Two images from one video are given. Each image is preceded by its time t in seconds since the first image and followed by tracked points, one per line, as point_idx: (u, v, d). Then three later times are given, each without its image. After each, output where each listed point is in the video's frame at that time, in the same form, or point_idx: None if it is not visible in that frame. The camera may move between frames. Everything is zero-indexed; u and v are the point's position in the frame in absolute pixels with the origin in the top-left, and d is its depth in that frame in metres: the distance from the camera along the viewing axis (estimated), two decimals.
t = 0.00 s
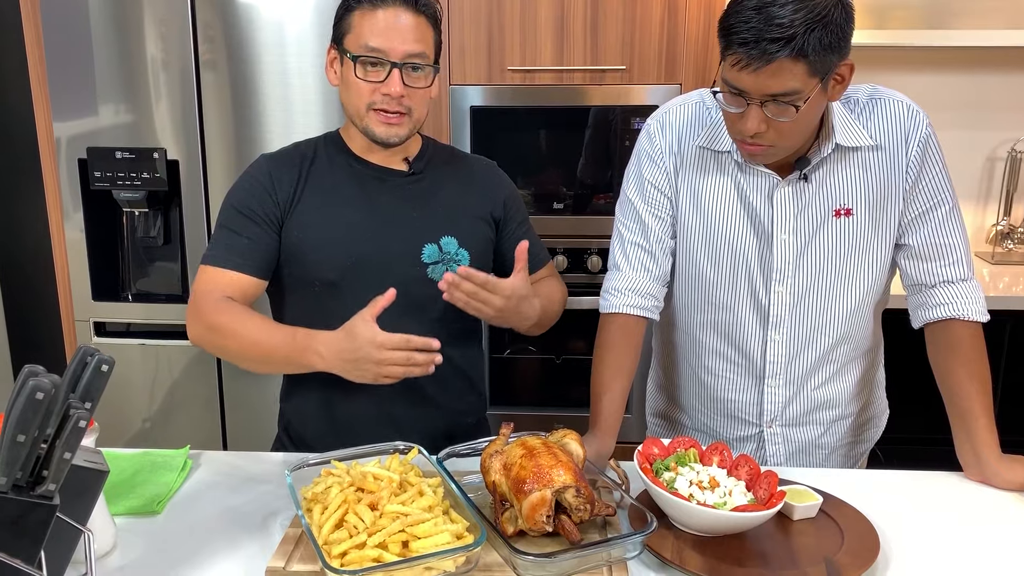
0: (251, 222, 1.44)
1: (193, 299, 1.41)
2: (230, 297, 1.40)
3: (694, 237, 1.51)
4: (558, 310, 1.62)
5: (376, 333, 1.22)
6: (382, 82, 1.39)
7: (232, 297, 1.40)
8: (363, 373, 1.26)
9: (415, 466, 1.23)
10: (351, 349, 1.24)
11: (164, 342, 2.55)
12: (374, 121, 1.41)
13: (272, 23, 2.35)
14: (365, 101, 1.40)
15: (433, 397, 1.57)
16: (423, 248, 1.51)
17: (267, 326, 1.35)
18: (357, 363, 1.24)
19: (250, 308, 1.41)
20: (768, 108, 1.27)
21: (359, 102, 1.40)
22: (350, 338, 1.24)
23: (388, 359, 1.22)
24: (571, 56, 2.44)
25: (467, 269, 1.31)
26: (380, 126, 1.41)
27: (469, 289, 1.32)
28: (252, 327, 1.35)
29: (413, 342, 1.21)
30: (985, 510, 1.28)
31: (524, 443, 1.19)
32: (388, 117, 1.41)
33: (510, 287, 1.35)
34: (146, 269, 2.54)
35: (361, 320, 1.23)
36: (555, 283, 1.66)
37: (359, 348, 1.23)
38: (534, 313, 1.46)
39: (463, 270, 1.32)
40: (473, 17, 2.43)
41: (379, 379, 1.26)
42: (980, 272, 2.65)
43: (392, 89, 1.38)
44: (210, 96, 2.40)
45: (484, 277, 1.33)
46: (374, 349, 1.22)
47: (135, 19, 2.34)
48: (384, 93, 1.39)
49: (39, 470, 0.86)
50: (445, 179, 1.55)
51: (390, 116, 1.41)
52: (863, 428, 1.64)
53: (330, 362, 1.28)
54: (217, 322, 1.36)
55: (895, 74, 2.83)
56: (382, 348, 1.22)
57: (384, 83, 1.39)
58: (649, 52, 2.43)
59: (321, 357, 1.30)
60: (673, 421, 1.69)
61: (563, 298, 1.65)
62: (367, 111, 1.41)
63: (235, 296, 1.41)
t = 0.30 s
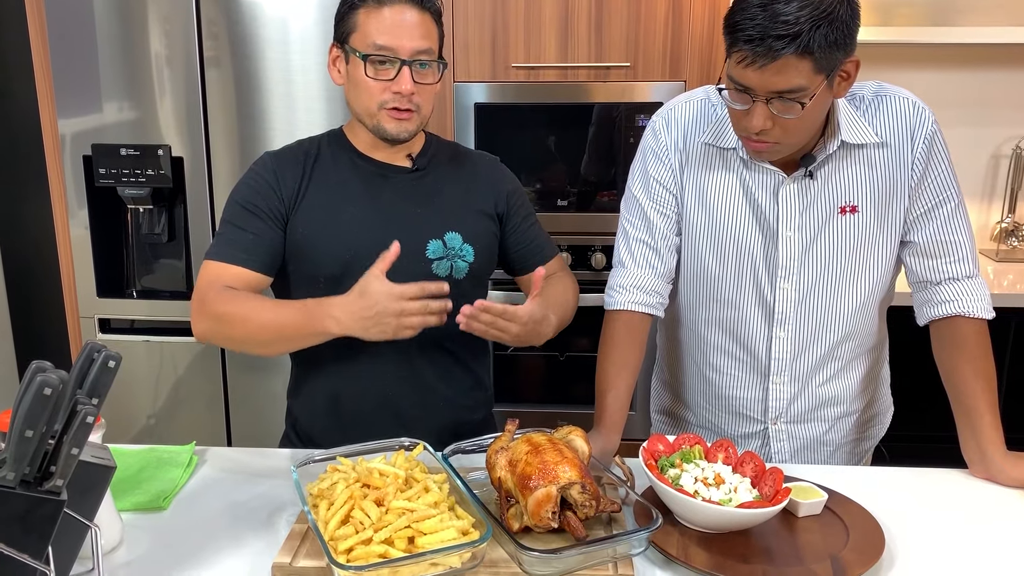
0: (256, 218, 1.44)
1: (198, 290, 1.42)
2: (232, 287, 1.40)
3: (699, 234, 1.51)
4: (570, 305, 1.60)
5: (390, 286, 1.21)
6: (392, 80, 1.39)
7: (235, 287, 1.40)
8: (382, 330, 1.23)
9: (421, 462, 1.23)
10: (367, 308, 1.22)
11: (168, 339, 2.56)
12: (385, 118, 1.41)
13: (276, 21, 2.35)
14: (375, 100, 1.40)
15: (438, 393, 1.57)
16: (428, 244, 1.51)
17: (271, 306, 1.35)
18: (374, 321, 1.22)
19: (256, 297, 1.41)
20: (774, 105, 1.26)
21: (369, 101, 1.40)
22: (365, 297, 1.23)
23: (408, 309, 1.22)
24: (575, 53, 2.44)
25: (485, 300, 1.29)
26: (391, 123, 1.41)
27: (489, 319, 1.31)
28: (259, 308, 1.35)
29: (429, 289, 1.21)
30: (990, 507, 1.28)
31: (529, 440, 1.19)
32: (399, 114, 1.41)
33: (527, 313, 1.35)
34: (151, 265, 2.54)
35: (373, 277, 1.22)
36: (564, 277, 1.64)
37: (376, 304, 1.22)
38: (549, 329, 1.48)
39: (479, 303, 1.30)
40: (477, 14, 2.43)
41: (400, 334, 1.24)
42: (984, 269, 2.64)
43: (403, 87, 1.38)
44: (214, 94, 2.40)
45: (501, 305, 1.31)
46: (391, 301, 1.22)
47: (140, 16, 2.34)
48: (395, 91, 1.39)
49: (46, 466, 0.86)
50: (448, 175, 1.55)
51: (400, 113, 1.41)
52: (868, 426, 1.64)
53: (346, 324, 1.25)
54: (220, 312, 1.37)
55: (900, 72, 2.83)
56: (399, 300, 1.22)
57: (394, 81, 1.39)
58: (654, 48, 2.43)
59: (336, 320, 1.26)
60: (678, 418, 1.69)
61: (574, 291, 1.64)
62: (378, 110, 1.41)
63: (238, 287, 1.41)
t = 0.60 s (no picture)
0: (261, 215, 1.44)
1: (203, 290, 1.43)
2: (237, 288, 1.41)
3: (703, 228, 1.50)
4: (564, 305, 1.62)
5: (378, 302, 1.18)
6: (399, 76, 1.38)
7: (241, 288, 1.42)
8: (372, 344, 1.22)
9: (425, 456, 1.23)
10: (356, 324, 1.21)
11: (172, 334, 2.56)
12: (392, 114, 1.41)
13: (279, 15, 2.35)
14: (382, 96, 1.40)
15: (442, 388, 1.57)
16: (433, 240, 1.51)
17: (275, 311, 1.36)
18: (363, 335, 1.21)
19: (261, 297, 1.42)
20: (779, 98, 1.26)
21: (376, 97, 1.40)
22: (353, 314, 1.21)
23: (395, 327, 1.20)
24: (579, 48, 2.43)
25: (476, 280, 1.27)
26: (399, 118, 1.41)
27: (477, 299, 1.30)
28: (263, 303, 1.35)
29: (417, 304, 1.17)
30: (995, 501, 1.27)
31: (534, 433, 1.19)
32: (407, 110, 1.41)
33: (518, 298, 1.33)
34: (154, 260, 2.55)
35: (362, 293, 1.20)
36: (560, 279, 1.65)
37: (365, 321, 1.19)
38: (541, 320, 1.48)
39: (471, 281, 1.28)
40: (482, 8, 2.42)
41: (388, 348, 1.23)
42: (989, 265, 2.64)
43: (411, 83, 1.38)
44: (218, 89, 2.40)
45: (493, 287, 1.29)
46: (379, 319, 1.19)
47: (144, 11, 2.34)
48: (402, 87, 1.39)
49: (51, 458, 0.86)
50: (453, 169, 1.55)
51: (408, 109, 1.41)
52: (873, 420, 1.63)
53: (339, 337, 1.26)
54: (225, 312, 1.38)
55: (905, 67, 2.82)
56: (386, 317, 1.19)
57: (401, 77, 1.38)
58: (658, 43, 2.42)
59: (329, 333, 1.27)
60: (682, 412, 1.69)
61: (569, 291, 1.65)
62: (385, 106, 1.41)
63: (243, 287, 1.42)
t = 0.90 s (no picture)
0: (277, 207, 1.43)
1: (232, 290, 1.40)
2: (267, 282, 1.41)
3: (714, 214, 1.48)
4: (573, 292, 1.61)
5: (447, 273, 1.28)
6: (395, 68, 1.37)
7: (272, 283, 1.41)
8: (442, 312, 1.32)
9: (431, 444, 1.22)
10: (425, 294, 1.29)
11: (180, 320, 2.56)
12: (391, 107, 1.39)
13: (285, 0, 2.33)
14: (380, 88, 1.39)
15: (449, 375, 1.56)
16: (447, 230, 1.50)
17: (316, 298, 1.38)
18: (435, 305, 1.30)
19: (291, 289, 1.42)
20: (791, 83, 1.24)
21: (374, 90, 1.39)
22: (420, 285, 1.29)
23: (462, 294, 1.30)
24: (588, 33, 2.41)
25: (520, 288, 1.28)
26: (397, 112, 1.40)
27: (512, 306, 1.31)
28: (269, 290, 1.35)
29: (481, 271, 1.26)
30: (1008, 492, 1.26)
31: (541, 422, 1.18)
32: (405, 102, 1.39)
33: (549, 320, 1.34)
34: (162, 247, 2.55)
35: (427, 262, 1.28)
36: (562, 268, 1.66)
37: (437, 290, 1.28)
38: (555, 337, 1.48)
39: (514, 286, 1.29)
40: None
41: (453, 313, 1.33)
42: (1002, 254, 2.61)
43: (406, 75, 1.36)
44: (225, 74, 2.38)
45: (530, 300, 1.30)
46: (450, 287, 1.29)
47: None
48: (398, 79, 1.37)
49: (56, 446, 0.86)
50: (461, 155, 1.53)
51: (406, 101, 1.39)
52: (883, 410, 1.61)
53: (406, 311, 1.32)
54: (266, 310, 1.37)
55: (918, 52, 2.77)
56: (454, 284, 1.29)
57: (396, 69, 1.37)
58: (668, 28, 2.39)
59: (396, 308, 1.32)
60: (691, 401, 1.67)
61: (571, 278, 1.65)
62: (383, 98, 1.39)
63: (275, 281, 1.42)
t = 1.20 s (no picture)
0: (287, 206, 1.43)
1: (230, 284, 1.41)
2: (268, 279, 1.41)
3: (726, 212, 1.49)
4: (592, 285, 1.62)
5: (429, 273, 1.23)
6: (405, 52, 1.37)
7: (270, 278, 1.41)
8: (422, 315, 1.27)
9: (446, 441, 1.23)
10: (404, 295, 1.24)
11: (188, 317, 2.56)
12: (402, 91, 1.40)
13: None
14: (390, 74, 1.39)
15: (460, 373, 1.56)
16: (457, 229, 1.51)
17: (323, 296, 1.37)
18: (413, 306, 1.25)
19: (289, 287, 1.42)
20: (803, 81, 1.24)
21: (385, 76, 1.39)
22: (401, 284, 1.24)
23: (446, 295, 1.25)
24: (596, 30, 2.41)
25: (532, 254, 1.29)
26: (408, 96, 1.40)
27: (528, 277, 1.31)
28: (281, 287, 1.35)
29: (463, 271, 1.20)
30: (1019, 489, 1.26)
31: (555, 418, 1.18)
32: (416, 86, 1.40)
33: (566, 287, 1.35)
34: (171, 244, 2.55)
35: (409, 263, 1.23)
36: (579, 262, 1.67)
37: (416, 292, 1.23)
38: (575, 314, 1.49)
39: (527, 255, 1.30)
40: None
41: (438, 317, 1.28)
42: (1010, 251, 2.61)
43: (417, 59, 1.37)
44: (234, 72, 2.39)
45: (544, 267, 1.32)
46: (430, 289, 1.23)
47: None
48: (409, 63, 1.37)
49: (77, 441, 0.86)
50: (475, 154, 1.54)
51: (417, 85, 1.40)
52: (894, 407, 1.62)
53: (386, 312, 1.27)
54: (260, 305, 1.37)
55: (926, 50, 2.77)
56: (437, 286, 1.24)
57: (407, 53, 1.37)
58: (676, 25, 2.39)
59: (375, 309, 1.28)
60: (701, 398, 1.68)
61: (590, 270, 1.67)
62: (393, 84, 1.40)
63: (273, 277, 1.41)
